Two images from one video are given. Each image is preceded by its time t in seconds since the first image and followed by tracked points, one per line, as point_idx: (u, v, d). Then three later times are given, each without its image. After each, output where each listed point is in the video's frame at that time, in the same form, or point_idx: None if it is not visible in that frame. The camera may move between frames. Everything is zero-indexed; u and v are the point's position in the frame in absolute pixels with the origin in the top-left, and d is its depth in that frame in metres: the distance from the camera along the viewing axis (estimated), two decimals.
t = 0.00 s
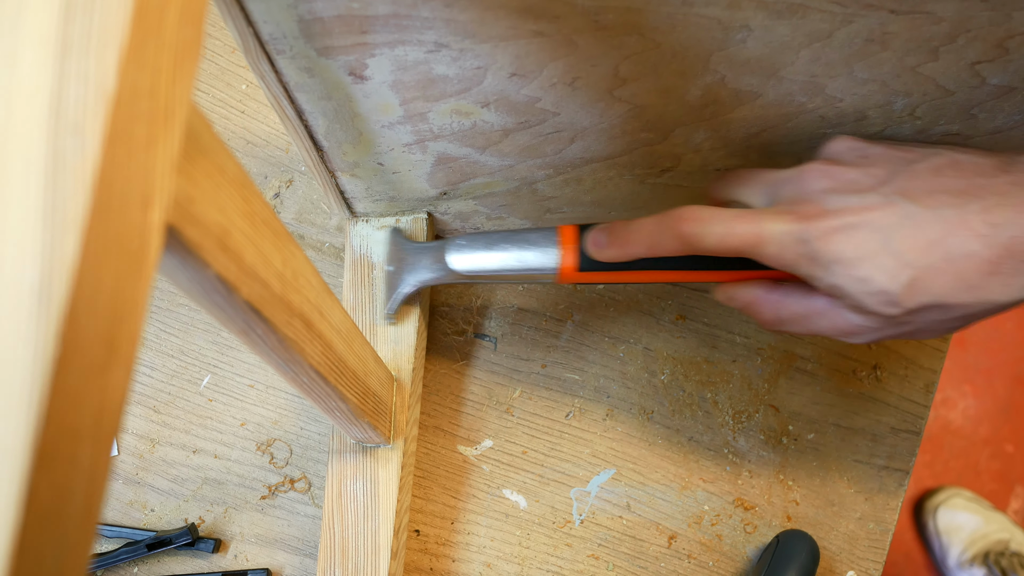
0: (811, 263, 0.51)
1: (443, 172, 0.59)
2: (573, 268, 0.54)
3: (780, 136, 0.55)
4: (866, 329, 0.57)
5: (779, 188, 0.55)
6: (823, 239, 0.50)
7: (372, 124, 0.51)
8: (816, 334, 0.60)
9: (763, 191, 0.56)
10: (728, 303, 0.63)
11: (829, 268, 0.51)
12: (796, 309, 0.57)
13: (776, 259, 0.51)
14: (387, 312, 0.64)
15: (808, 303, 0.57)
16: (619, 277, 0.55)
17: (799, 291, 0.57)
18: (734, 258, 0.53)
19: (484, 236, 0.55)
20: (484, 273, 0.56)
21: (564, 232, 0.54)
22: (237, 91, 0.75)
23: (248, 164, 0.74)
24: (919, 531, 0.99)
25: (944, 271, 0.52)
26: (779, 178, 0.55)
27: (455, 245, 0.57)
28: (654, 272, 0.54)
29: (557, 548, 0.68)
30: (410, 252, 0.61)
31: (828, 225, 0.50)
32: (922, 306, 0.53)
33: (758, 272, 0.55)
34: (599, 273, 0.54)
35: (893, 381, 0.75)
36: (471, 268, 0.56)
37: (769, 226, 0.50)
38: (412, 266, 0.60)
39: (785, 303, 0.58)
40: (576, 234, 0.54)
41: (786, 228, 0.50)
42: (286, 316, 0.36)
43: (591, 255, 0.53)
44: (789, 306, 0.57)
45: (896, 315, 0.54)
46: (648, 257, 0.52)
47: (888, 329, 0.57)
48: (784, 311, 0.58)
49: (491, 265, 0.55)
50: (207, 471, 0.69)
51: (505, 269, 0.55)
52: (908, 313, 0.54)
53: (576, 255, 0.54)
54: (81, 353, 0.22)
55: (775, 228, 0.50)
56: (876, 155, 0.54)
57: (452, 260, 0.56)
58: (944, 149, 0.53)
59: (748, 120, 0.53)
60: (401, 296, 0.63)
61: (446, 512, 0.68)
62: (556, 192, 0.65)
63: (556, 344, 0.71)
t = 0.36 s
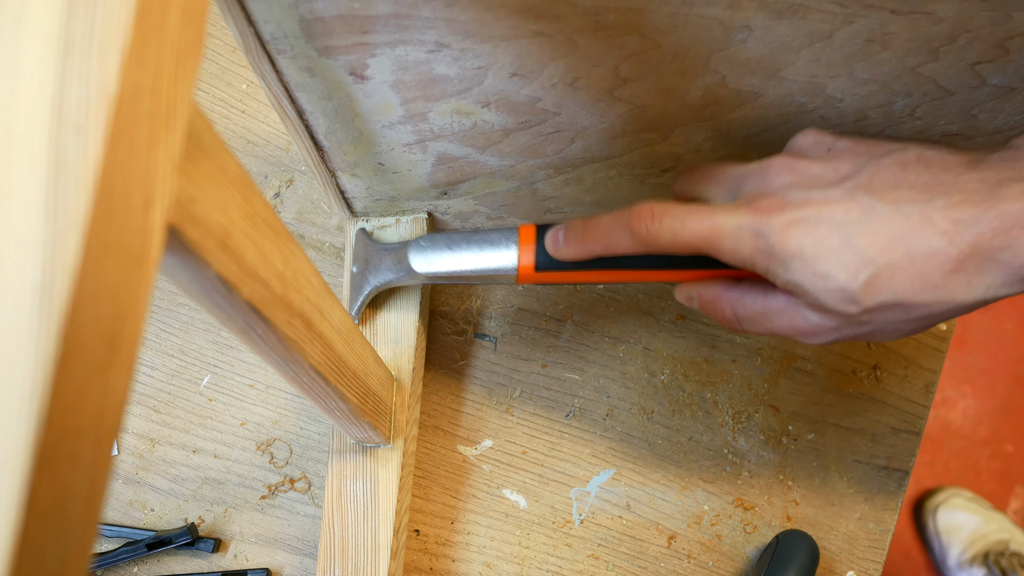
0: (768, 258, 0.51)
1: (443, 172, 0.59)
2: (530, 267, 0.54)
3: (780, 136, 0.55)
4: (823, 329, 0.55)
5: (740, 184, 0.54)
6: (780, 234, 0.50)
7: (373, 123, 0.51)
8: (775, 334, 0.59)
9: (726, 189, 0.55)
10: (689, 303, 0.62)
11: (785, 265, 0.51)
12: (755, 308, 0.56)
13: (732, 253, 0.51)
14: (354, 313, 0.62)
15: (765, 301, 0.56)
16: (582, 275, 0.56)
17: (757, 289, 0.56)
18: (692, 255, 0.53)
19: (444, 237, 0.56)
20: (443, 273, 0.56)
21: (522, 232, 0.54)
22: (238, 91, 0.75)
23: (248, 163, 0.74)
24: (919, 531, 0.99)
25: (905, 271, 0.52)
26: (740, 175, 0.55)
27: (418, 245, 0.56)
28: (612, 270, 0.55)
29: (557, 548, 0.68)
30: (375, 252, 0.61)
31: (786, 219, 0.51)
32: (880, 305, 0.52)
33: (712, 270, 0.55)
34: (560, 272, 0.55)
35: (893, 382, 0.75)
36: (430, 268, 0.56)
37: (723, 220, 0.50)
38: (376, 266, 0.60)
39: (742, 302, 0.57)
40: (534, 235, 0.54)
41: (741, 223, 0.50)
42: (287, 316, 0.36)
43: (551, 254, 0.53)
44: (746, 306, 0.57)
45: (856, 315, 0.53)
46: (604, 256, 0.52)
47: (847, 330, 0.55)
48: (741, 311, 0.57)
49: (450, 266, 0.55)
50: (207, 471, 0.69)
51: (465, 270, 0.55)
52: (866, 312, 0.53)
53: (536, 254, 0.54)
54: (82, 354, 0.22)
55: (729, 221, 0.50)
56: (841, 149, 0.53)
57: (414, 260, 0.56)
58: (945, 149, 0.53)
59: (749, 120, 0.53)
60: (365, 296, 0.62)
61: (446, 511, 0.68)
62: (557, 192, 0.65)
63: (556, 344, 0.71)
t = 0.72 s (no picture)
0: (844, 250, 0.48)
1: (442, 172, 0.59)
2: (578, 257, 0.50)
3: (780, 135, 0.55)
4: (893, 324, 0.54)
5: (810, 174, 0.52)
6: (860, 223, 0.47)
7: (372, 123, 0.51)
8: (836, 329, 0.57)
9: (791, 178, 0.53)
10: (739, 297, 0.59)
11: (864, 255, 0.48)
12: (817, 303, 0.54)
13: (806, 241, 0.47)
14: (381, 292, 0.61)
15: (831, 296, 0.54)
16: (632, 265, 0.52)
17: (822, 283, 0.54)
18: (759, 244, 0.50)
19: (485, 222, 0.51)
20: (480, 260, 0.51)
21: (571, 219, 0.50)
22: (237, 90, 0.75)
23: (247, 163, 0.74)
24: (919, 530, 0.99)
25: (990, 263, 0.50)
26: (809, 164, 0.52)
27: (454, 228, 0.52)
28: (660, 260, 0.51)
29: (557, 548, 0.68)
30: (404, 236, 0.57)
31: (866, 207, 0.48)
32: (961, 299, 0.51)
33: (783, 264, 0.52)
34: (608, 261, 0.51)
35: (893, 380, 0.75)
36: (468, 254, 0.52)
37: (799, 205, 0.47)
38: (406, 249, 0.56)
39: (806, 295, 0.54)
40: (584, 222, 0.50)
41: (819, 209, 0.47)
42: (285, 316, 0.36)
43: (603, 239, 0.50)
44: (808, 300, 0.54)
45: (932, 308, 0.51)
46: (667, 240, 0.49)
47: (920, 325, 0.54)
48: (803, 305, 0.55)
49: (488, 253, 0.51)
50: (206, 471, 0.69)
51: (508, 259, 0.51)
52: (943, 305, 0.51)
53: (584, 242, 0.50)
54: (78, 355, 0.22)
55: (805, 207, 0.47)
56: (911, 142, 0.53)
57: (450, 245, 0.52)
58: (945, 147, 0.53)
59: (748, 119, 0.53)
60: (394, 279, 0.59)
61: (446, 511, 0.68)
62: (556, 191, 0.65)
63: (555, 343, 0.71)
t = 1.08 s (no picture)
0: (782, 245, 0.52)
1: (437, 173, 0.59)
2: (540, 254, 0.54)
3: (774, 135, 0.55)
4: (832, 314, 0.57)
5: (753, 171, 0.55)
6: (795, 221, 0.51)
7: (367, 125, 0.50)
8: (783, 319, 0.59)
9: (737, 176, 0.55)
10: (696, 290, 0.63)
11: (799, 250, 0.52)
12: (764, 295, 0.57)
13: (746, 239, 0.52)
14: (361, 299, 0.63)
15: (775, 288, 0.57)
16: (591, 259, 0.56)
17: (766, 275, 0.57)
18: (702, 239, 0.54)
19: (455, 224, 0.55)
20: (452, 260, 0.56)
21: (534, 219, 0.54)
22: (231, 92, 0.75)
23: (241, 165, 0.74)
24: (915, 527, 0.98)
25: (916, 258, 0.53)
26: (752, 161, 0.55)
27: (427, 232, 0.56)
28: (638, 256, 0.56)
29: (553, 548, 0.68)
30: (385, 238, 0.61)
31: (801, 206, 0.51)
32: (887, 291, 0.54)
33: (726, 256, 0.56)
34: (569, 257, 0.55)
35: (888, 380, 0.75)
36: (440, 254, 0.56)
37: (738, 205, 0.51)
38: (387, 252, 0.60)
39: (753, 287, 0.57)
40: (545, 221, 0.54)
41: (756, 209, 0.51)
42: (281, 320, 0.36)
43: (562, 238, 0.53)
44: (756, 292, 0.57)
45: (864, 300, 0.54)
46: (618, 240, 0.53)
47: (856, 314, 0.57)
48: (752, 298, 0.58)
49: (460, 253, 0.55)
50: (201, 473, 0.68)
51: (476, 256, 0.55)
52: (876, 297, 0.54)
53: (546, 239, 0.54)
54: (74, 363, 0.22)
55: (744, 206, 0.51)
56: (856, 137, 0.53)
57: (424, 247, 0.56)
58: (939, 148, 0.53)
59: (743, 120, 0.53)
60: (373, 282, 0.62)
61: (442, 513, 0.68)
62: (551, 192, 0.65)
63: (551, 344, 0.71)
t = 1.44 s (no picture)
0: (772, 245, 0.53)
1: (437, 179, 0.59)
2: (534, 258, 0.54)
3: (775, 140, 0.55)
4: (823, 316, 0.57)
5: (744, 174, 0.55)
6: (784, 221, 0.52)
7: (368, 131, 0.50)
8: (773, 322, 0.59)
9: (729, 179, 0.56)
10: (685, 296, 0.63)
11: (788, 251, 0.52)
12: (756, 297, 0.57)
13: (736, 240, 0.52)
14: (353, 302, 0.63)
15: (767, 291, 0.57)
16: (582, 264, 0.56)
17: (757, 278, 0.57)
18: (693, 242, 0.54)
19: (449, 227, 0.56)
20: (446, 263, 0.55)
21: (526, 222, 0.54)
22: (232, 98, 0.75)
23: (242, 171, 0.74)
24: (917, 536, 0.99)
25: (905, 259, 0.52)
26: (742, 166, 0.55)
27: (420, 235, 0.56)
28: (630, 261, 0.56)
29: (554, 555, 0.68)
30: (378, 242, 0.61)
31: (790, 208, 0.52)
32: (877, 293, 0.53)
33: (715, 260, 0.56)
34: (562, 261, 0.55)
35: (890, 386, 0.75)
36: (433, 256, 0.56)
37: (728, 206, 0.51)
38: (380, 256, 0.60)
39: (744, 291, 0.57)
40: (537, 224, 0.54)
41: (746, 210, 0.51)
42: (281, 325, 0.36)
43: (553, 242, 0.54)
44: (748, 295, 0.57)
45: (854, 302, 0.54)
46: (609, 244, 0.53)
47: (846, 317, 0.57)
48: (743, 301, 0.58)
49: (454, 255, 0.55)
50: (202, 479, 0.68)
51: (469, 259, 0.55)
52: (865, 299, 0.54)
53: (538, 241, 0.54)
54: (75, 367, 0.22)
55: (735, 208, 0.51)
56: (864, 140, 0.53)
57: (418, 249, 0.56)
58: (931, 152, 0.53)
59: (743, 126, 0.53)
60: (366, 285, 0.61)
61: (442, 519, 0.67)
62: (551, 198, 0.65)
63: (552, 350, 0.71)
